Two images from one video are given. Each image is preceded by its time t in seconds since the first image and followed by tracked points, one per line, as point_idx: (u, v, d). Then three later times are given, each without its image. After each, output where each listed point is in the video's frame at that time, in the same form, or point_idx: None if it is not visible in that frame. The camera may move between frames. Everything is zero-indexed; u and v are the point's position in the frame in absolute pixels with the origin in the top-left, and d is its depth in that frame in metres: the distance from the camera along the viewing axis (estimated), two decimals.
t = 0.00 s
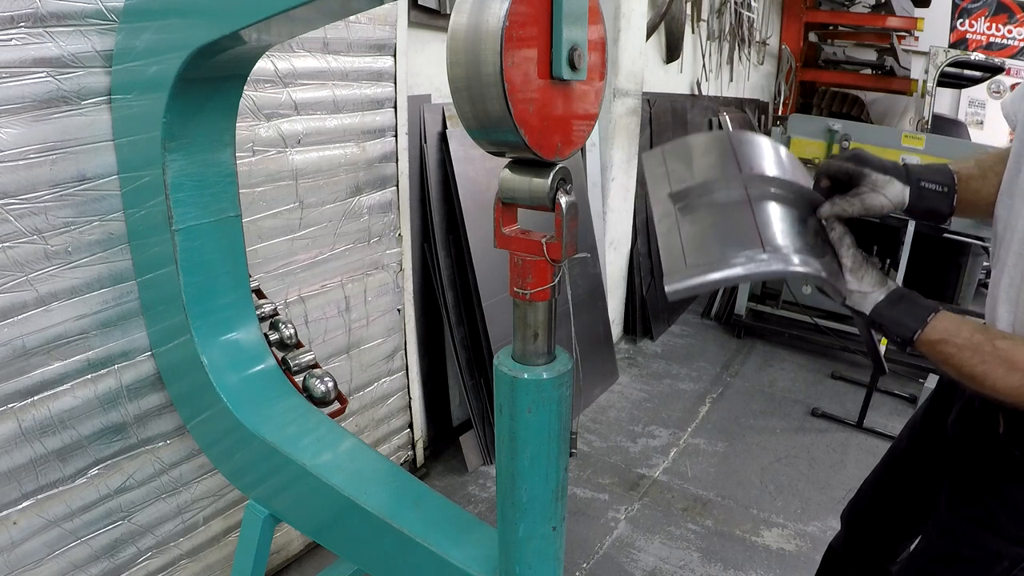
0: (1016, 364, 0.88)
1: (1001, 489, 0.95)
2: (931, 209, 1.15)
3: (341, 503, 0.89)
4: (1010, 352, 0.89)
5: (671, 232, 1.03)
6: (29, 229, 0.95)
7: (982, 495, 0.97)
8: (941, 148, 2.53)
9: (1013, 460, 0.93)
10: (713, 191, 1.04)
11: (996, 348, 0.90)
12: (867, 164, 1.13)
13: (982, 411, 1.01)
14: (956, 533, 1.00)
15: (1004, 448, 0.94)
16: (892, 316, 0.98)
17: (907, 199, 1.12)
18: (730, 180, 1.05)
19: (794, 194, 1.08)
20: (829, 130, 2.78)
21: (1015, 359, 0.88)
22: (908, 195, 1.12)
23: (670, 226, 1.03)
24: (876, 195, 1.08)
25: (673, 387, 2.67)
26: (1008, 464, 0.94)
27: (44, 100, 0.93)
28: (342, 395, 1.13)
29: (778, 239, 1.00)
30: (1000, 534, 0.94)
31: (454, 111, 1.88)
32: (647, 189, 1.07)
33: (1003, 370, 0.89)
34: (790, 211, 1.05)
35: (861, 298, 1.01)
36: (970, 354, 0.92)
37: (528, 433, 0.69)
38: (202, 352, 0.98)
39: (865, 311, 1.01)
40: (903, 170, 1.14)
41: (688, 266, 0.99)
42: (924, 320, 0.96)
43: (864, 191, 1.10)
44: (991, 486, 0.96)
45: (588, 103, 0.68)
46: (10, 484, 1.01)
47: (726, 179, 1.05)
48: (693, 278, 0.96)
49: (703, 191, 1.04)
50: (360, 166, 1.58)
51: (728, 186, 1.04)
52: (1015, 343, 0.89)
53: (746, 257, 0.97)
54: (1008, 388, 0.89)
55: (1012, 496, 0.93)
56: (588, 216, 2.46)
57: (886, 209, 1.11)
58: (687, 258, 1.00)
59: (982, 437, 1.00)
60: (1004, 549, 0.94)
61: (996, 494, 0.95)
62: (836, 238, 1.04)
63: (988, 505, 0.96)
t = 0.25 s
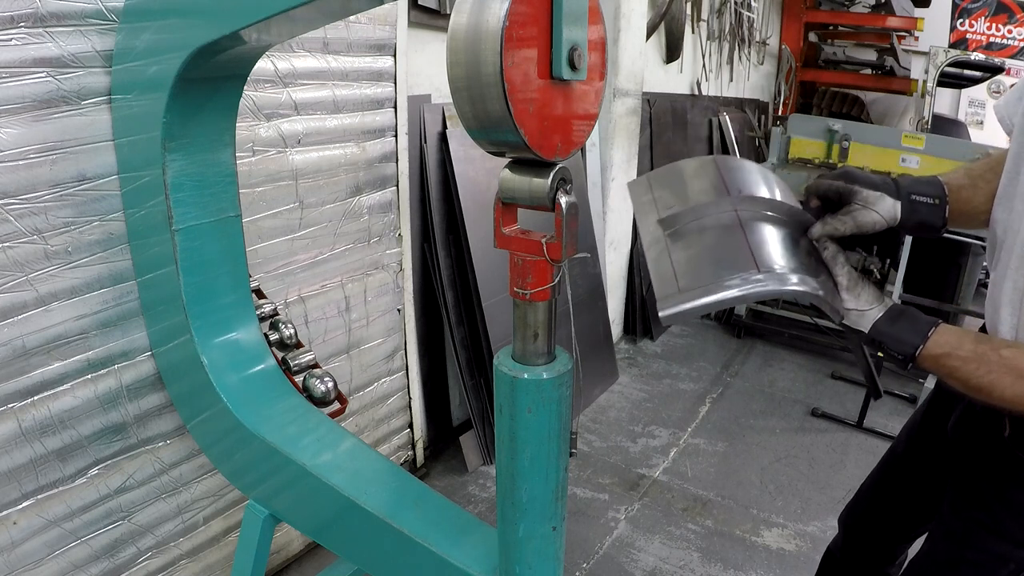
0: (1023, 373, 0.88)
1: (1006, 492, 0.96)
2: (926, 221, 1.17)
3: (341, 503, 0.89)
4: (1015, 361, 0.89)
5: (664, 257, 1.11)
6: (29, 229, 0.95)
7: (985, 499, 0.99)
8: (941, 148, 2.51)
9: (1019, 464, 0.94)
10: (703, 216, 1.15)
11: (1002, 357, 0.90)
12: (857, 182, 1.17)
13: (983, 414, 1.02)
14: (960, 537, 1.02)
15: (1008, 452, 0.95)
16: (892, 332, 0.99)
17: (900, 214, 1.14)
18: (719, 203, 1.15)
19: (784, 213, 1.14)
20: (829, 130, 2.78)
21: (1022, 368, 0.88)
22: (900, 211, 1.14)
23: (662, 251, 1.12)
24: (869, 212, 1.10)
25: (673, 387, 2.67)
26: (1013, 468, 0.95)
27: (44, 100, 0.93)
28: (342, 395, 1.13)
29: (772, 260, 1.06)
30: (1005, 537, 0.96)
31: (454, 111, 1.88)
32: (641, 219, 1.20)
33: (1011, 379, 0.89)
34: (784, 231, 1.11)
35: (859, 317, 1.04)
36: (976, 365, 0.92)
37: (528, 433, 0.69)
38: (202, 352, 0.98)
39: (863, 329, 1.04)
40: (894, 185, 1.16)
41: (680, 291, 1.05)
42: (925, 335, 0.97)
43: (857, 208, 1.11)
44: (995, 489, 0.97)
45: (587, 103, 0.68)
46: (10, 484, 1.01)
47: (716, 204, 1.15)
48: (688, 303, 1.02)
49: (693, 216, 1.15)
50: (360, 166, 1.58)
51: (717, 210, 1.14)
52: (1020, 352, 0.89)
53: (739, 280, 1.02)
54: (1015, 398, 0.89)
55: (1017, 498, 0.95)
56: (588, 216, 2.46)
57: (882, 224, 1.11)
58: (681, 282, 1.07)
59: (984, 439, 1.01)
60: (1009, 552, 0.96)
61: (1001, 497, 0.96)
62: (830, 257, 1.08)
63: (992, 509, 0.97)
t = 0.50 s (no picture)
0: (1023, 372, 0.87)
1: (1004, 492, 0.96)
2: (919, 221, 1.17)
3: (341, 503, 0.89)
4: (1014, 361, 0.88)
5: (653, 252, 1.14)
6: (29, 229, 0.95)
7: (983, 499, 0.99)
8: (941, 148, 2.52)
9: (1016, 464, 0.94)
10: (692, 215, 1.19)
11: (1000, 357, 0.90)
12: (848, 181, 1.18)
13: (980, 414, 1.02)
14: (958, 537, 1.02)
15: (1006, 452, 0.95)
16: (887, 333, 1.00)
17: (892, 212, 1.15)
18: (708, 202, 1.20)
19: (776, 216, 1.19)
20: (829, 130, 2.78)
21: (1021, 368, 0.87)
22: (892, 209, 1.15)
23: (651, 246, 1.15)
24: (860, 210, 1.12)
25: (673, 387, 2.67)
26: (1011, 468, 0.95)
27: (44, 100, 0.93)
28: (342, 395, 1.13)
29: (765, 257, 1.08)
30: (1003, 537, 0.96)
31: (454, 111, 1.88)
32: (628, 216, 1.24)
33: (1010, 379, 0.88)
34: (776, 231, 1.15)
35: (852, 317, 1.04)
36: (974, 365, 0.92)
37: (528, 433, 0.69)
38: (202, 352, 0.98)
39: (857, 329, 1.04)
40: (885, 183, 1.17)
41: (671, 285, 1.07)
42: (919, 336, 0.98)
43: (848, 206, 1.13)
44: (994, 489, 0.97)
45: (588, 103, 0.68)
46: (10, 484, 1.01)
47: (705, 203, 1.20)
48: (681, 298, 1.03)
49: (682, 214, 1.20)
50: (360, 166, 1.58)
51: (706, 208, 1.19)
52: (1019, 352, 0.89)
53: (733, 276, 1.05)
54: (1015, 398, 0.88)
55: (1015, 498, 0.95)
56: (588, 216, 2.46)
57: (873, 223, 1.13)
58: (671, 277, 1.09)
59: (981, 439, 1.01)
60: (1008, 553, 0.96)
61: (1000, 497, 0.96)
62: (821, 255, 1.09)
63: (990, 509, 0.97)
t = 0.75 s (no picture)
0: (1023, 374, 0.86)
1: (1003, 493, 0.96)
2: (916, 221, 1.17)
3: (341, 503, 0.89)
4: (1013, 362, 0.88)
5: (647, 254, 1.14)
6: (29, 229, 0.95)
7: (983, 501, 0.99)
8: (940, 148, 2.52)
9: (1016, 465, 0.94)
10: (687, 216, 1.20)
11: (999, 359, 0.90)
12: (843, 182, 1.18)
13: (979, 415, 1.02)
14: (958, 539, 1.02)
15: (1005, 452, 0.95)
16: (885, 334, 1.00)
17: (889, 213, 1.15)
18: (704, 203, 1.20)
19: (771, 219, 1.20)
20: (829, 130, 2.77)
21: (1021, 369, 0.87)
22: (888, 210, 1.15)
23: (645, 247, 1.15)
24: (857, 211, 1.11)
25: (673, 387, 2.67)
26: (1011, 469, 0.95)
27: (44, 100, 0.93)
28: (342, 395, 1.13)
29: (761, 259, 1.08)
30: (1003, 538, 0.96)
31: (454, 111, 1.88)
32: (622, 217, 1.24)
33: (1009, 381, 0.88)
34: (771, 233, 1.16)
35: (850, 318, 1.04)
36: (973, 367, 0.92)
37: (528, 433, 0.69)
38: (202, 352, 0.98)
39: (855, 331, 1.04)
40: (883, 184, 1.16)
41: (667, 286, 1.06)
42: (917, 337, 0.97)
43: (844, 207, 1.13)
44: (993, 490, 0.97)
45: (588, 103, 0.68)
46: (10, 484, 1.01)
47: (700, 204, 1.20)
48: (677, 300, 1.02)
49: (677, 215, 1.20)
50: (360, 166, 1.58)
51: (702, 209, 1.20)
52: (1018, 353, 0.89)
53: (729, 278, 1.05)
54: (1014, 399, 0.88)
55: (1015, 499, 0.95)
56: (588, 216, 2.46)
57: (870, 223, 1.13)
58: (666, 279, 1.08)
59: (980, 440, 1.01)
60: (1008, 554, 0.96)
61: (1000, 499, 0.96)
62: (818, 257, 1.10)
63: (990, 510, 0.97)
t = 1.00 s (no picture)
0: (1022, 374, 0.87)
1: (1004, 493, 0.96)
2: (915, 222, 1.17)
3: (341, 503, 0.89)
4: (1013, 362, 0.88)
5: (646, 253, 1.14)
6: (29, 229, 0.95)
7: (983, 501, 0.99)
8: (940, 148, 2.52)
9: (1016, 465, 0.94)
10: (686, 216, 1.20)
11: (999, 359, 0.90)
12: (843, 182, 1.17)
13: (979, 416, 1.02)
14: (958, 539, 1.02)
15: (1005, 453, 0.95)
16: (884, 335, 1.00)
17: (889, 214, 1.15)
18: (703, 203, 1.20)
19: (771, 219, 1.20)
20: (829, 130, 2.77)
21: (1020, 370, 0.87)
22: (888, 211, 1.14)
23: (645, 247, 1.15)
24: (857, 212, 1.11)
25: (673, 387, 2.67)
26: (1012, 469, 0.95)
27: (44, 100, 0.93)
28: (342, 395, 1.13)
29: (760, 258, 1.08)
30: (1003, 539, 0.96)
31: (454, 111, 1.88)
32: (622, 217, 1.24)
33: (1009, 381, 0.88)
34: (771, 233, 1.16)
35: (850, 318, 1.03)
36: (973, 367, 0.92)
37: (528, 433, 0.69)
38: (202, 352, 0.98)
39: (854, 331, 1.03)
40: (882, 185, 1.16)
41: (666, 286, 1.06)
42: (917, 338, 0.97)
43: (844, 208, 1.12)
44: (993, 490, 0.97)
45: (588, 103, 0.68)
46: (10, 484, 1.01)
47: (700, 203, 1.20)
48: (675, 299, 1.02)
49: (676, 214, 1.20)
50: (360, 166, 1.58)
51: (701, 209, 1.20)
52: (1018, 353, 0.89)
53: (727, 278, 1.05)
54: (1014, 399, 0.88)
55: (1015, 500, 0.95)
56: (588, 216, 2.46)
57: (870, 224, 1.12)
58: (665, 278, 1.08)
59: (980, 441, 1.01)
60: (1008, 554, 0.96)
61: (1000, 499, 0.96)
62: (817, 257, 1.09)
63: (990, 511, 0.97)
